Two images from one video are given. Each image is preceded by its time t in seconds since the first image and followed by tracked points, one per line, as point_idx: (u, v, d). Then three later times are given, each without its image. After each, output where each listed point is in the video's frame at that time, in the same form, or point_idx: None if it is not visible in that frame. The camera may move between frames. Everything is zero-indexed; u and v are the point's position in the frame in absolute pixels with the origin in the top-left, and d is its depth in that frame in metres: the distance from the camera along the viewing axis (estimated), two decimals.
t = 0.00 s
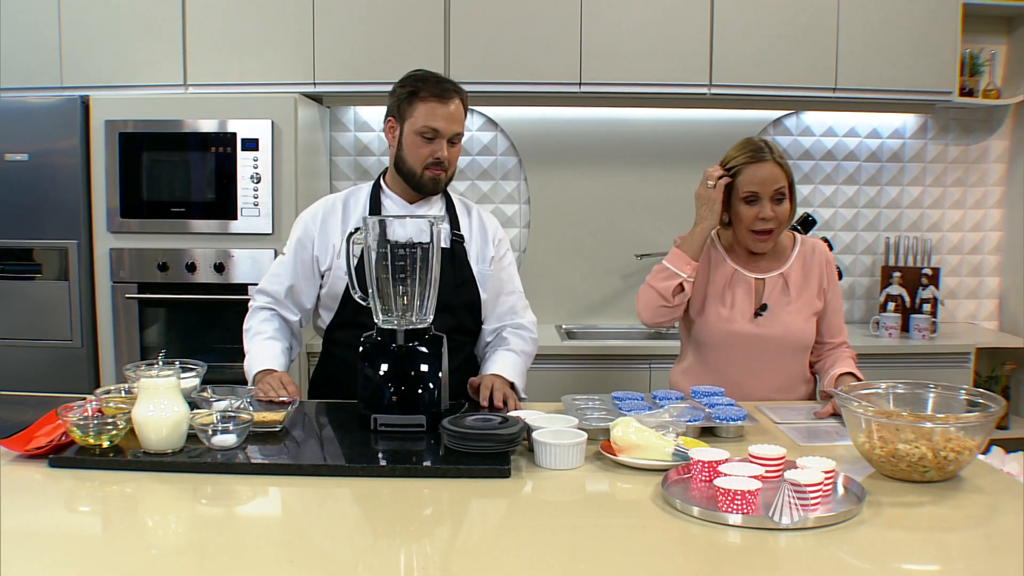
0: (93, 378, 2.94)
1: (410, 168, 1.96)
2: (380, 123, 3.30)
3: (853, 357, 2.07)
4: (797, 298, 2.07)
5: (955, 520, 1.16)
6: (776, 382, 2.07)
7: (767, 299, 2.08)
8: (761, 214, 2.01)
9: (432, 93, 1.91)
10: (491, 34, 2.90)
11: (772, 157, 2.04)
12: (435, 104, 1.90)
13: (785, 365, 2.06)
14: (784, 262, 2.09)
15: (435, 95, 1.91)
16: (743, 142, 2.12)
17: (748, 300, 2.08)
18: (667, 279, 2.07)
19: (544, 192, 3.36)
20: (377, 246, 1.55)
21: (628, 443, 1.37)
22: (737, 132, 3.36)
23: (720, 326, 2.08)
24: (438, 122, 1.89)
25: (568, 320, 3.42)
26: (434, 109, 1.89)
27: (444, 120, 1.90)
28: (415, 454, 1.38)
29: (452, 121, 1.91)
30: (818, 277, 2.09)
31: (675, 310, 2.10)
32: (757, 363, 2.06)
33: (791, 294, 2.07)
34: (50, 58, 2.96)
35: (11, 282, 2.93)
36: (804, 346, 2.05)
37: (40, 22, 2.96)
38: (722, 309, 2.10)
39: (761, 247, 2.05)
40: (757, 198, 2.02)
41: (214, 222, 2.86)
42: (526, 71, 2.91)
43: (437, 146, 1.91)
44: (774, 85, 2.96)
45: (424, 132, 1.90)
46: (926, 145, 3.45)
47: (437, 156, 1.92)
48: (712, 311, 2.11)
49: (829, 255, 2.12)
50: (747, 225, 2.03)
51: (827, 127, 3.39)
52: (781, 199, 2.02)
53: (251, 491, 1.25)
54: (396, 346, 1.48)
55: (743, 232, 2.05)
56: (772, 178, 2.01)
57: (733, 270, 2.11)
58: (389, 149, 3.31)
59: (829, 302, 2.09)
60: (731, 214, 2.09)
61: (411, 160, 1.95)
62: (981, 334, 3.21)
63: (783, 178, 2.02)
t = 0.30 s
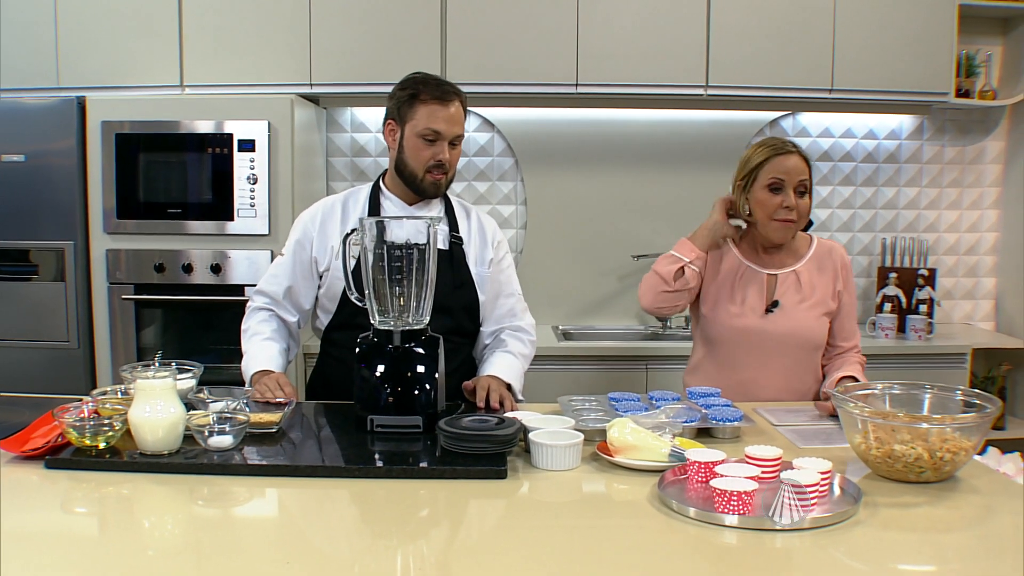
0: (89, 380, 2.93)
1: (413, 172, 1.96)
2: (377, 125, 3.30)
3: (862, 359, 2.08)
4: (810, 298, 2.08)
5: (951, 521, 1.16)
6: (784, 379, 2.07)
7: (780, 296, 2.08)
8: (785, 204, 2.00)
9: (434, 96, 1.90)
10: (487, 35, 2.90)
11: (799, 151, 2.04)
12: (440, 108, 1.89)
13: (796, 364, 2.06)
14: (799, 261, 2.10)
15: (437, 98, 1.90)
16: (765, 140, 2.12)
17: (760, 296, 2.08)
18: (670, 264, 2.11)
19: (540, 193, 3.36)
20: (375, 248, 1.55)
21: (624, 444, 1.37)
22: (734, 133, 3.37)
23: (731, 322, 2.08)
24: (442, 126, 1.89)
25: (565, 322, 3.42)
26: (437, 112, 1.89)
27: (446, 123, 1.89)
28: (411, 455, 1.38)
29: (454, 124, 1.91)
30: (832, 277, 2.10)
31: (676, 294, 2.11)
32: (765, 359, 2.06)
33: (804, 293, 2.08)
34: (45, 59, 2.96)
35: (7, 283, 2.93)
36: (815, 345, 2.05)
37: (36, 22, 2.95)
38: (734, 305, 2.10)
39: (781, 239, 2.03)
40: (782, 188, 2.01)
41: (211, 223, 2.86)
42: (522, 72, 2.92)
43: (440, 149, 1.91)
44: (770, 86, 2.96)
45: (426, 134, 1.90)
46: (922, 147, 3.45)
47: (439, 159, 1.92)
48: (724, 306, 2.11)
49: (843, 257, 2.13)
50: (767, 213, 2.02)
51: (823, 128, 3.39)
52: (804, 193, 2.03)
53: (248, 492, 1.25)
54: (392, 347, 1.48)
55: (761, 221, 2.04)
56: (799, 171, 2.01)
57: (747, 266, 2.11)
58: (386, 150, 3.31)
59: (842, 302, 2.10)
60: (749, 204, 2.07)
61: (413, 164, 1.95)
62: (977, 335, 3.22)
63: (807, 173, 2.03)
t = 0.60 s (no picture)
0: (88, 380, 2.93)
1: (427, 174, 1.95)
2: (376, 126, 3.30)
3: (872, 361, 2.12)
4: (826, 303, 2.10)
5: (950, 521, 1.17)
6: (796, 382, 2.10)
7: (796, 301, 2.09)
8: (791, 199, 2.04)
9: (445, 97, 1.96)
10: (486, 36, 2.90)
11: (824, 156, 2.06)
12: (451, 108, 1.95)
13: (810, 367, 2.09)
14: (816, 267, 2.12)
15: (448, 99, 1.96)
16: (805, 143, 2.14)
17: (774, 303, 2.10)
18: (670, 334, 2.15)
19: (539, 193, 3.36)
20: (374, 249, 1.54)
21: (623, 445, 1.38)
22: (733, 134, 3.37)
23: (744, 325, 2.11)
24: (455, 126, 1.94)
25: (564, 322, 3.42)
26: (451, 112, 1.95)
27: (457, 122, 1.95)
28: (410, 456, 1.38)
29: (466, 124, 1.97)
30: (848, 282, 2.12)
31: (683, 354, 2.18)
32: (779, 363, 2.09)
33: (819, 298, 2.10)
34: (45, 60, 2.96)
35: (6, 284, 2.93)
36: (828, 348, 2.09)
37: (35, 24, 2.95)
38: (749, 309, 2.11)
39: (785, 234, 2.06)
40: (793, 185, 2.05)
41: (210, 224, 2.86)
42: (521, 74, 2.92)
43: (454, 149, 1.95)
44: (769, 87, 2.96)
45: (441, 134, 1.93)
46: (921, 147, 3.45)
47: (454, 159, 1.95)
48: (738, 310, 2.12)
49: (861, 262, 2.14)
50: (775, 206, 2.07)
51: (822, 129, 3.39)
52: (817, 195, 2.03)
53: (247, 493, 1.25)
54: (391, 348, 1.48)
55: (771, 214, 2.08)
56: (812, 171, 2.04)
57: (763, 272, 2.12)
58: (385, 151, 3.31)
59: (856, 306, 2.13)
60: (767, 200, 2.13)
61: (428, 166, 1.95)
62: (975, 336, 3.22)
63: (825, 176, 2.04)
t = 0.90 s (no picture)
0: (88, 381, 2.93)
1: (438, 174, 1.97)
2: (376, 127, 3.30)
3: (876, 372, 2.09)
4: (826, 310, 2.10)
5: (950, 522, 1.17)
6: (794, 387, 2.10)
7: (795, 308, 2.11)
8: (789, 217, 2.02)
9: (450, 95, 1.99)
10: (485, 37, 2.90)
11: (825, 170, 2.01)
12: (457, 104, 1.99)
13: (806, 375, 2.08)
14: (818, 274, 2.12)
15: (452, 96, 2.00)
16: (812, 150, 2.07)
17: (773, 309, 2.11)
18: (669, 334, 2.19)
19: (540, 194, 3.36)
20: (374, 251, 1.54)
21: (624, 446, 1.38)
22: (733, 134, 3.37)
23: (743, 327, 2.12)
24: (463, 121, 1.98)
25: (564, 324, 3.42)
26: (459, 108, 1.99)
27: (463, 117, 1.98)
28: (411, 457, 1.38)
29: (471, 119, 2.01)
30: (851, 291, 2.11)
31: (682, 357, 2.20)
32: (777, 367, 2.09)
33: (819, 305, 2.10)
34: (45, 61, 2.96)
35: (6, 285, 2.93)
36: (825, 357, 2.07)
37: (37, 25, 2.96)
38: (748, 312, 2.13)
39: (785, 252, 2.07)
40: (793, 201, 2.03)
41: (210, 225, 2.86)
42: (522, 75, 2.92)
43: (463, 145, 1.99)
44: (770, 88, 2.96)
45: (452, 131, 1.97)
46: (921, 149, 3.45)
47: (466, 154, 1.99)
48: (738, 313, 2.14)
49: (868, 273, 2.12)
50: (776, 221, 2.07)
51: (823, 130, 3.39)
52: (815, 211, 2.01)
53: (247, 494, 1.25)
54: (392, 349, 1.48)
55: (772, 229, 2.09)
56: (811, 186, 2.00)
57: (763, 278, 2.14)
58: (385, 153, 3.31)
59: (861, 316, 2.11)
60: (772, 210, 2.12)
61: (441, 163, 1.96)
62: (976, 337, 3.22)
63: (825, 192, 2.00)
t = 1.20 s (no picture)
0: (88, 381, 2.93)
1: (425, 174, 1.96)
2: (377, 127, 3.30)
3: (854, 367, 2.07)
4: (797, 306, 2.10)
5: (951, 523, 1.16)
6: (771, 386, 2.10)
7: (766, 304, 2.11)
8: (745, 207, 2.06)
9: (441, 95, 1.97)
10: (485, 37, 2.90)
11: (776, 158, 2.05)
12: (447, 104, 1.96)
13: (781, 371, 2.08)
14: (786, 270, 2.13)
15: (445, 96, 1.97)
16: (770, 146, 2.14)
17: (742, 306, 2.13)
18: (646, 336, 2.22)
19: (540, 194, 3.37)
20: (374, 251, 1.54)
21: (624, 446, 1.38)
22: (733, 135, 3.37)
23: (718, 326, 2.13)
24: (452, 120, 1.95)
25: (564, 324, 3.42)
26: (449, 107, 1.96)
27: (451, 117, 1.95)
28: (411, 457, 1.38)
29: (464, 119, 1.98)
30: (821, 286, 2.12)
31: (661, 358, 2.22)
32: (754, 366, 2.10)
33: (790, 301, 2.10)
34: (46, 61, 2.96)
35: (7, 285, 2.93)
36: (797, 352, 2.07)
37: (37, 25, 2.96)
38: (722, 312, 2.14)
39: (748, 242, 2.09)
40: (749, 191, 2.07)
41: (210, 225, 2.86)
42: (522, 75, 2.92)
43: (452, 145, 1.96)
44: (770, 88, 2.97)
45: (440, 131, 1.94)
46: (921, 149, 3.46)
47: (453, 154, 1.95)
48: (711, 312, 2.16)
49: (837, 267, 2.12)
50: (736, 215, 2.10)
51: (823, 130, 3.40)
52: (770, 199, 2.04)
53: (247, 494, 1.25)
54: (391, 349, 1.48)
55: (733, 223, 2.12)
56: (764, 174, 2.05)
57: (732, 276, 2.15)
58: (385, 153, 3.31)
59: (832, 311, 2.10)
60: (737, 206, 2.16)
61: (429, 162, 1.95)
62: (976, 337, 3.22)
63: (778, 179, 2.03)
